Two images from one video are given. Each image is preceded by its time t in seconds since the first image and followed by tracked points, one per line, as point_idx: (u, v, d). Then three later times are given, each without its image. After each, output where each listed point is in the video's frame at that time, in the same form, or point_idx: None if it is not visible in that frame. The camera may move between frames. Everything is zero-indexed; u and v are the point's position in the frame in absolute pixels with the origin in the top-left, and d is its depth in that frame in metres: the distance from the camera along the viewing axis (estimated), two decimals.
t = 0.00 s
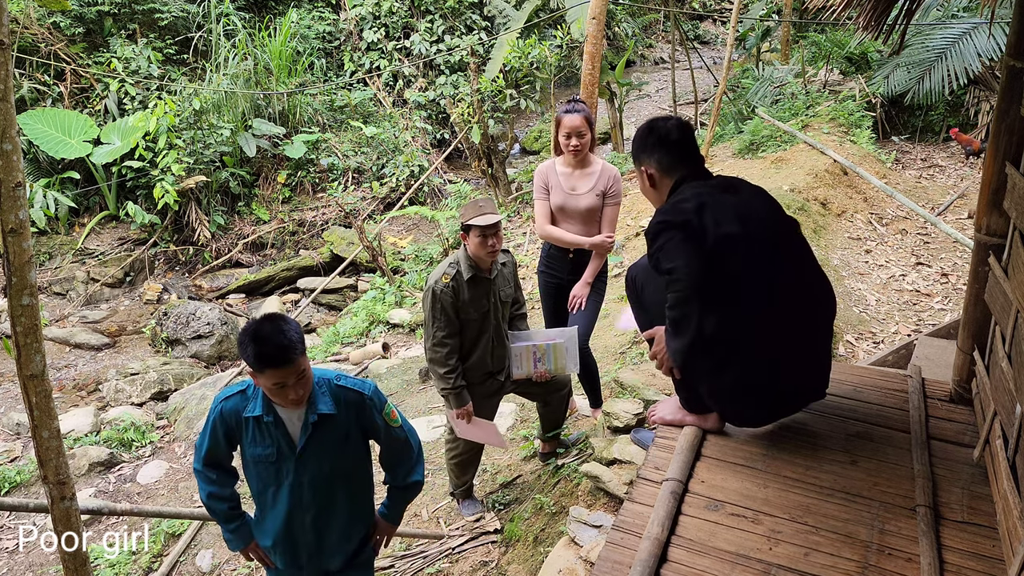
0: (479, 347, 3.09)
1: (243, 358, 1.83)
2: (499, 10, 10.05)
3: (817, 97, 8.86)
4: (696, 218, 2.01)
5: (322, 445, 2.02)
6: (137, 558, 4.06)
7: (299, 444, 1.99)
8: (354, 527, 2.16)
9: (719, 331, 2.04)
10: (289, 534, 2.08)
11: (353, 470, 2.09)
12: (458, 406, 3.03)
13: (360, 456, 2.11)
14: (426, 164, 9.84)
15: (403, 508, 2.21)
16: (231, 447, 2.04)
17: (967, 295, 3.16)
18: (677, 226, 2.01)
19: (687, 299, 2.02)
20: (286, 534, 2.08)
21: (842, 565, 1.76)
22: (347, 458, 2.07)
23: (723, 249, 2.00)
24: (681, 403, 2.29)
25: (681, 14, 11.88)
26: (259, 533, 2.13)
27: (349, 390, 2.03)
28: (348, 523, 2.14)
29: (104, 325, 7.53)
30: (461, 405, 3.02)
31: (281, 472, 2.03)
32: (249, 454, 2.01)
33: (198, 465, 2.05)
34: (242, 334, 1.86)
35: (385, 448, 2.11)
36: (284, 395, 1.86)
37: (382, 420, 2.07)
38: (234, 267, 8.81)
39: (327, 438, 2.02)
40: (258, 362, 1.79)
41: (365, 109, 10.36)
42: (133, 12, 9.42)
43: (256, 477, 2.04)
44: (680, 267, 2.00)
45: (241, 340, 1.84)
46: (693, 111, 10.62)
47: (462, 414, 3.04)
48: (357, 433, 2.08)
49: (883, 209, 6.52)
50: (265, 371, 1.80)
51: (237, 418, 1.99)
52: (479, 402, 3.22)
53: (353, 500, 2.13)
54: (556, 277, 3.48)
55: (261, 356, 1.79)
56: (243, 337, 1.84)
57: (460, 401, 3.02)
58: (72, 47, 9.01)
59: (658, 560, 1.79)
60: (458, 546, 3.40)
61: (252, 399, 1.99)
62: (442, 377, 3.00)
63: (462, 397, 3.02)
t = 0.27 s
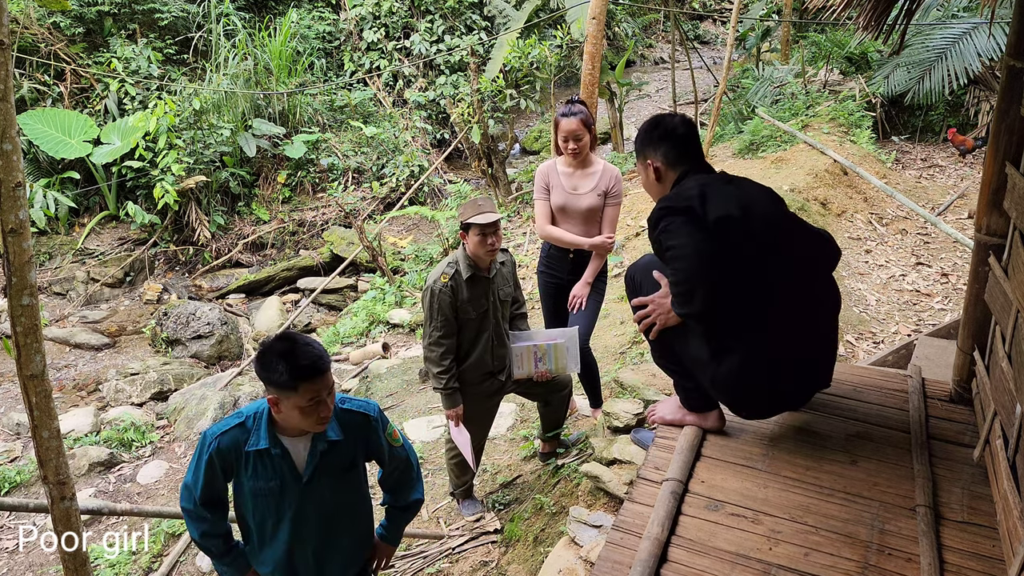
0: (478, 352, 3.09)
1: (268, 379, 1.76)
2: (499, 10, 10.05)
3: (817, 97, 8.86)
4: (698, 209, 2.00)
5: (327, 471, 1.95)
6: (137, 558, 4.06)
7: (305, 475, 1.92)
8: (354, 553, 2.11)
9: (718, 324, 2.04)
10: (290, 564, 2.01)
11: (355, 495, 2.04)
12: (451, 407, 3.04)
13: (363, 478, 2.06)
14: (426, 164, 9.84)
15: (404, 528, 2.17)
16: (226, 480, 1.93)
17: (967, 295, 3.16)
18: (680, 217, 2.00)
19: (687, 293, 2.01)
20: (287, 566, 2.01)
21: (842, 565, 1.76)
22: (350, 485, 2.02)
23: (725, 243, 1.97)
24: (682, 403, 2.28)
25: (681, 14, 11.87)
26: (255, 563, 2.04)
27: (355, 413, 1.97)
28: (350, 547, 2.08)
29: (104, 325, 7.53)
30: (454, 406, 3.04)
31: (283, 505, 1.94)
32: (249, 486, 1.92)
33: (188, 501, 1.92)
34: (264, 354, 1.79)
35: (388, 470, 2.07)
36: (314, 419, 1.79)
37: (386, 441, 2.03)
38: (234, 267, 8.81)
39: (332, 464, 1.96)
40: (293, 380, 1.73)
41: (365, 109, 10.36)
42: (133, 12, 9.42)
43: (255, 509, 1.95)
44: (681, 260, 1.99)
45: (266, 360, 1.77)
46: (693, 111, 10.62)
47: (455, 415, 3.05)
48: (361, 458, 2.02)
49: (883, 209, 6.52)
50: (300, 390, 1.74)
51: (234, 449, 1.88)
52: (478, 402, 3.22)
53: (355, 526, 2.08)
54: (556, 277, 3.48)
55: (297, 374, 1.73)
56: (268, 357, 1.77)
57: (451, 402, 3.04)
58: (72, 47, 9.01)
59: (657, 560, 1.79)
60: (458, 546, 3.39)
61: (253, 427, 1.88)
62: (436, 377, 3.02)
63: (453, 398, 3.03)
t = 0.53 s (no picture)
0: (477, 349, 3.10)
1: (271, 371, 1.75)
2: (500, 10, 10.05)
3: (818, 97, 8.86)
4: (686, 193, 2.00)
5: (331, 471, 1.93)
6: (137, 558, 4.06)
7: (309, 477, 1.89)
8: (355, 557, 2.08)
9: (707, 300, 2.09)
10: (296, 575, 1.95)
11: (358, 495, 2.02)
12: (451, 405, 3.03)
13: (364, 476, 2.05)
14: (426, 164, 9.83)
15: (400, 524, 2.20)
16: (225, 491, 1.86)
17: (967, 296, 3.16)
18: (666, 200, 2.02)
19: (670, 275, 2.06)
20: None
21: (842, 565, 1.75)
22: (354, 484, 2.00)
23: (712, 225, 2.00)
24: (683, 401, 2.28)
25: (681, 14, 11.87)
26: None
27: (355, 407, 1.98)
28: (354, 550, 2.06)
29: (104, 326, 7.53)
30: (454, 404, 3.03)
31: (289, 509, 1.89)
32: (249, 495, 1.86)
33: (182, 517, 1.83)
34: (261, 349, 1.78)
35: (387, 465, 2.09)
36: (320, 410, 1.79)
37: (384, 435, 2.05)
38: (234, 267, 8.82)
39: (336, 463, 1.94)
40: (299, 368, 1.74)
41: (365, 109, 10.35)
42: (133, 12, 9.43)
43: (255, 518, 1.88)
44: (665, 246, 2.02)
45: (266, 353, 1.77)
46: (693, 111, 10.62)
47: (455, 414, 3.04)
48: (361, 455, 2.02)
49: (883, 209, 6.52)
50: (307, 379, 1.75)
51: (234, 456, 1.83)
52: (477, 402, 3.22)
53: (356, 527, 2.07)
54: (556, 277, 3.47)
55: (303, 361, 1.75)
56: (268, 350, 1.77)
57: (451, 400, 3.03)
58: (72, 47, 9.01)
59: (658, 560, 1.79)
60: (458, 546, 3.40)
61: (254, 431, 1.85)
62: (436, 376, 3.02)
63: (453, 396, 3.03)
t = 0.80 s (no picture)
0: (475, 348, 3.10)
1: (265, 368, 1.73)
2: (499, 10, 10.05)
3: (817, 97, 8.86)
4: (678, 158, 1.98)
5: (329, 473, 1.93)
6: (137, 559, 4.06)
7: (309, 480, 1.87)
8: (351, 558, 2.10)
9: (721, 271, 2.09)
10: None
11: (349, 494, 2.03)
12: (455, 406, 3.02)
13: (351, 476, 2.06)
14: (426, 164, 9.83)
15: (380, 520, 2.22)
16: (223, 509, 1.79)
17: (967, 296, 3.16)
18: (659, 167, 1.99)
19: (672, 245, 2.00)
20: None
21: (842, 565, 1.76)
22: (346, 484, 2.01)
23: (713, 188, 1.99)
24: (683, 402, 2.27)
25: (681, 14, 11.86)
26: None
27: (339, 405, 1.99)
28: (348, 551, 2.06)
29: (104, 326, 7.53)
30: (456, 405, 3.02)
31: (293, 520, 1.87)
32: (251, 508, 1.81)
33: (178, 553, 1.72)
34: (250, 349, 1.76)
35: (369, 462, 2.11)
36: (316, 405, 1.78)
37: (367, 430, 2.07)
38: (234, 267, 8.82)
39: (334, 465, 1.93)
40: (294, 361, 1.74)
41: (365, 109, 10.34)
42: (133, 12, 9.43)
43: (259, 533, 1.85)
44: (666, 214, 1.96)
45: (257, 352, 1.75)
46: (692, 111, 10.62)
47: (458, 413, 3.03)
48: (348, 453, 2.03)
49: (883, 209, 6.52)
50: (302, 371, 1.75)
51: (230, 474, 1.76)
52: (477, 401, 3.22)
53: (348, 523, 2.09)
54: (555, 277, 3.47)
55: (298, 354, 1.76)
56: (259, 348, 1.75)
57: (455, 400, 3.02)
58: (72, 47, 9.01)
59: (658, 560, 1.79)
60: (458, 546, 3.40)
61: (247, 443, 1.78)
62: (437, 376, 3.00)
63: (455, 396, 3.02)
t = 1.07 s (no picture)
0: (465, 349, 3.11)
1: (255, 385, 1.69)
2: (499, 10, 10.05)
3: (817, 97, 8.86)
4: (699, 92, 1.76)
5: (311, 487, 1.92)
6: (137, 559, 4.06)
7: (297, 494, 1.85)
8: None
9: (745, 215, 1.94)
10: None
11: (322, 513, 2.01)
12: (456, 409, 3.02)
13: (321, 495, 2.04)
14: (426, 164, 9.83)
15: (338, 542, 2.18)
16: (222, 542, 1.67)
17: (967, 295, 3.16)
18: (671, 106, 1.80)
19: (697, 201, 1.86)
20: None
21: (842, 565, 1.76)
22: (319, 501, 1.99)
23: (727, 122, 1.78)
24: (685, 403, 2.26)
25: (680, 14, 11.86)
26: None
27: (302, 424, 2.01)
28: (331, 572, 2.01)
29: (104, 326, 7.53)
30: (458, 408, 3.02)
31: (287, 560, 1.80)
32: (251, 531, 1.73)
33: None
34: (233, 368, 1.71)
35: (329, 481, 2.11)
36: (306, 418, 1.77)
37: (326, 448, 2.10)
38: (234, 267, 8.82)
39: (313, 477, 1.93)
40: (283, 374, 1.73)
41: (365, 109, 10.33)
42: (133, 13, 9.43)
43: None
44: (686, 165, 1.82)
45: (242, 370, 1.70)
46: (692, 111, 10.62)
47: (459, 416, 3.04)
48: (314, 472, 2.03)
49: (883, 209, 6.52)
50: (292, 384, 1.74)
51: (228, 511, 1.67)
52: (478, 401, 3.22)
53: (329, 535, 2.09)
54: (555, 277, 3.47)
55: (285, 367, 1.74)
56: (244, 366, 1.71)
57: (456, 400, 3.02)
58: (72, 47, 9.01)
59: (657, 560, 1.79)
60: (458, 547, 3.40)
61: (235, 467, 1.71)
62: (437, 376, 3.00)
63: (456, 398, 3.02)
